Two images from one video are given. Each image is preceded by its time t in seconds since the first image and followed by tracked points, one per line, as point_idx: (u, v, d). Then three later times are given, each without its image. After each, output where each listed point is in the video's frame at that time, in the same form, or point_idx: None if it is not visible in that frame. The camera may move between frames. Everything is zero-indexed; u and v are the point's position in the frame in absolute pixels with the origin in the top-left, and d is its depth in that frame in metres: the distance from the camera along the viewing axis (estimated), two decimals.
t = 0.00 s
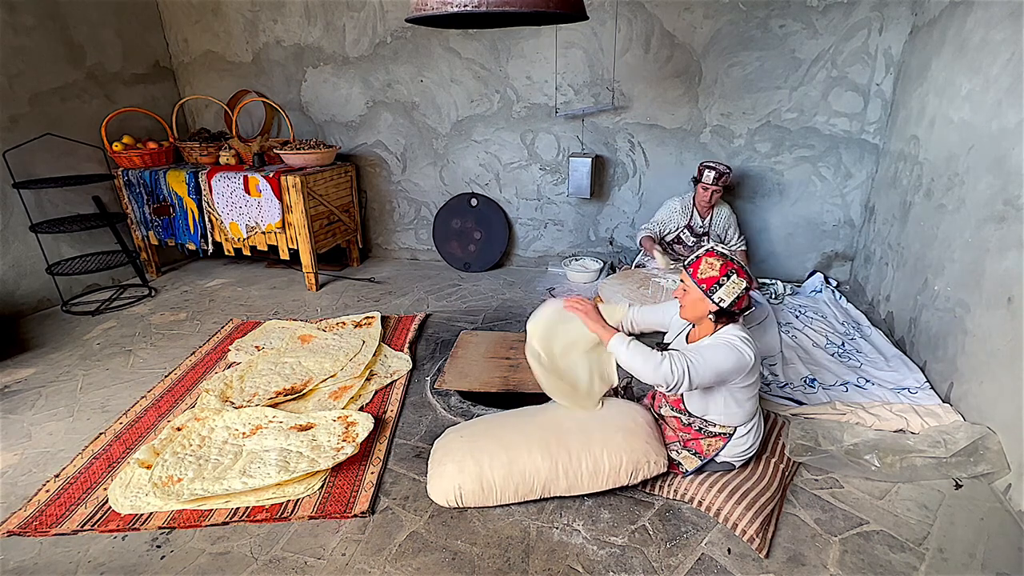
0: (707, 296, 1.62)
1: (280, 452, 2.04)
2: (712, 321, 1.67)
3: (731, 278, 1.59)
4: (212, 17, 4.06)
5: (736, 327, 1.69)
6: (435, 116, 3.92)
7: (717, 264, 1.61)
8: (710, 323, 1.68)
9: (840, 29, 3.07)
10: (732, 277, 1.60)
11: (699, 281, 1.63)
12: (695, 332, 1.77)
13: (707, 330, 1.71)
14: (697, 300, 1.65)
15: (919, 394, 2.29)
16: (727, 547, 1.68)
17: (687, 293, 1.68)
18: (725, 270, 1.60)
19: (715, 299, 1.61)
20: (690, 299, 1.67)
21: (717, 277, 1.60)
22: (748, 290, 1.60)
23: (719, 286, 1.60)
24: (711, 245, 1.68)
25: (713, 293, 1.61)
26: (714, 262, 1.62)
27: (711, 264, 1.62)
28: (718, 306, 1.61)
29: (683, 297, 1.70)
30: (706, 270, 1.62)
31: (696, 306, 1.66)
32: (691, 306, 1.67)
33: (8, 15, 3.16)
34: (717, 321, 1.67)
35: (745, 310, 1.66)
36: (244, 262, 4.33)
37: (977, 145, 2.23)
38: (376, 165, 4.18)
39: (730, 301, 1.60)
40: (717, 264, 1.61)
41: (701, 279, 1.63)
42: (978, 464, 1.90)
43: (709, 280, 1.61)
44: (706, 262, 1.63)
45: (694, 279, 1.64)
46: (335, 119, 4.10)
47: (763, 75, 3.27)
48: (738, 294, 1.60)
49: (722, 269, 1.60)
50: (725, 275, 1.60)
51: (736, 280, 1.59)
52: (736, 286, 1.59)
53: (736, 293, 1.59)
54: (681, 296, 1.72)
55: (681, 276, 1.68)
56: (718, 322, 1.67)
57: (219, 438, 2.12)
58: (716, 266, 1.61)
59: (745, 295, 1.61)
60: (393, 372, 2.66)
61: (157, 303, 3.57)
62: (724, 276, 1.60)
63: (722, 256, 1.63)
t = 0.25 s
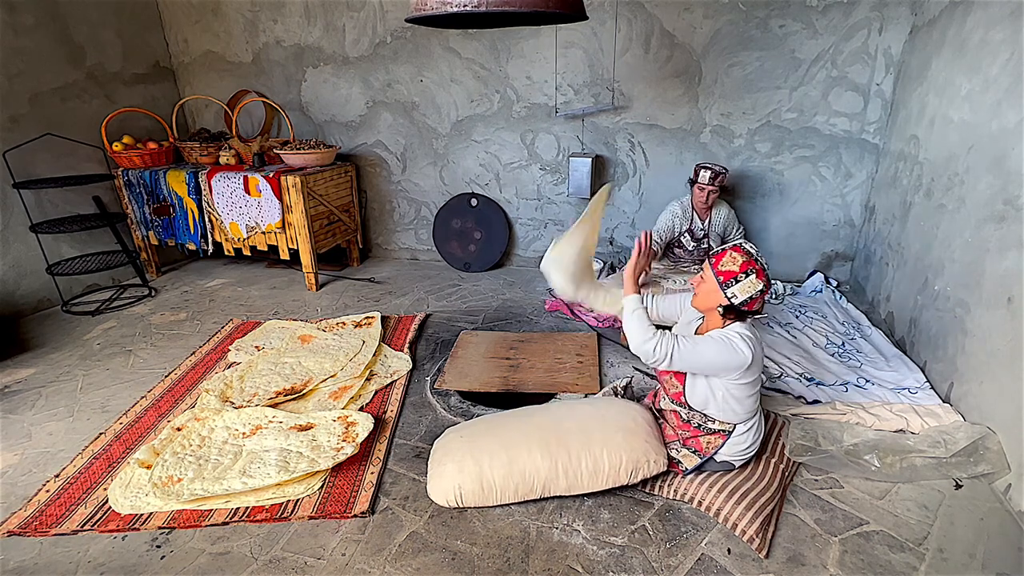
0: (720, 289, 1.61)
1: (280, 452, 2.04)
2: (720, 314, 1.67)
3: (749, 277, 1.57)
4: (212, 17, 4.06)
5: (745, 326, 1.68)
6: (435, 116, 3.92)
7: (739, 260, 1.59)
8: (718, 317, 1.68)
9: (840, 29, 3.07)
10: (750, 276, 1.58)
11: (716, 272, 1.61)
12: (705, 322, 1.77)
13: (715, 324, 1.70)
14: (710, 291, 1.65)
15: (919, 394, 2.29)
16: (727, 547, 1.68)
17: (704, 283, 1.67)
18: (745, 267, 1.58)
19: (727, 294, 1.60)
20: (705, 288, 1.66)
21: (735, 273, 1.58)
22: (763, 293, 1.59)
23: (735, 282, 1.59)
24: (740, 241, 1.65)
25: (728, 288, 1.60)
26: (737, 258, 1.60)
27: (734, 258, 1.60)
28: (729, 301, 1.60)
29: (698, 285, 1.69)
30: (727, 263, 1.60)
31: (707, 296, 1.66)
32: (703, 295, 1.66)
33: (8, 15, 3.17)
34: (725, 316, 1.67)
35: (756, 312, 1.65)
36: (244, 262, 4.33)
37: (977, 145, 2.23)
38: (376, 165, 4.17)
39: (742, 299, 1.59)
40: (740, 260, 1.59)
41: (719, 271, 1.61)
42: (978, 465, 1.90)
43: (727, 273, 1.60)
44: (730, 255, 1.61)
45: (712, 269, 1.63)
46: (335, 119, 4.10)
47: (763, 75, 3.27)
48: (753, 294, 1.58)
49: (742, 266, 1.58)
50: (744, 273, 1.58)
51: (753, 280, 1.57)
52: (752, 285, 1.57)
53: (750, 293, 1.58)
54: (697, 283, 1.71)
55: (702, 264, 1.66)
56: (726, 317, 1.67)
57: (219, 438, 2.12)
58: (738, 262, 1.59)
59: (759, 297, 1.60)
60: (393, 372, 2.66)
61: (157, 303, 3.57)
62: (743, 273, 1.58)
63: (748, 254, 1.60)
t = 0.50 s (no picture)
0: (730, 290, 1.62)
1: (279, 452, 2.04)
2: (729, 315, 1.68)
3: (755, 272, 1.60)
4: (212, 17, 4.06)
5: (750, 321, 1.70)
6: (435, 116, 3.92)
7: (741, 258, 1.61)
8: (724, 318, 1.69)
9: (840, 29, 3.07)
10: (756, 271, 1.61)
11: (723, 275, 1.62)
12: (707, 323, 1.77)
13: (719, 324, 1.71)
14: (718, 294, 1.65)
15: (919, 395, 2.29)
16: (726, 547, 1.68)
17: (708, 287, 1.66)
18: (749, 264, 1.61)
19: (739, 292, 1.61)
20: (711, 292, 1.66)
21: (742, 271, 1.60)
22: (768, 284, 1.63)
23: (743, 280, 1.60)
24: (731, 240, 1.68)
25: (738, 287, 1.61)
26: (739, 256, 1.62)
27: (736, 258, 1.62)
28: (741, 299, 1.61)
29: (702, 292, 1.68)
30: (730, 264, 1.61)
31: (716, 300, 1.66)
32: (711, 300, 1.66)
33: (8, 15, 3.17)
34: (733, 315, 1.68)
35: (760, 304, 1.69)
36: (244, 262, 4.33)
37: (977, 145, 2.23)
38: (376, 165, 4.18)
39: (752, 294, 1.61)
40: (743, 258, 1.61)
41: (725, 273, 1.62)
42: (977, 464, 1.90)
43: (734, 273, 1.61)
44: (731, 255, 1.62)
45: (718, 273, 1.63)
46: (335, 119, 4.11)
47: (763, 75, 3.26)
48: (759, 288, 1.62)
49: (747, 264, 1.61)
50: (750, 269, 1.60)
51: (759, 274, 1.61)
52: (759, 279, 1.61)
53: (759, 288, 1.61)
54: (698, 289, 1.70)
55: (703, 270, 1.66)
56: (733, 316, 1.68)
57: (219, 438, 2.12)
58: (742, 260, 1.61)
59: (764, 289, 1.64)
60: (393, 372, 2.66)
61: (157, 303, 3.57)
62: (749, 270, 1.60)
63: (745, 250, 1.63)
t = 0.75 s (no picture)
0: (723, 293, 1.62)
1: (279, 452, 2.04)
2: (723, 316, 1.68)
3: (745, 272, 1.60)
4: (212, 17, 4.06)
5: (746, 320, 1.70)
6: (435, 116, 3.92)
7: (729, 260, 1.61)
8: (718, 319, 1.70)
9: (840, 28, 3.07)
10: (745, 271, 1.61)
11: (713, 280, 1.62)
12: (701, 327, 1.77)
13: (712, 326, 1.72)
14: (711, 298, 1.65)
15: (919, 395, 2.29)
16: (726, 548, 1.68)
17: (699, 292, 1.66)
18: (737, 264, 1.61)
19: (732, 294, 1.61)
20: (703, 297, 1.66)
21: (731, 273, 1.60)
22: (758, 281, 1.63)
23: (734, 281, 1.61)
24: (713, 241, 1.68)
25: (730, 289, 1.61)
26: (725, 258, 1.62)
27: (723, 260, 1.61)
28: (735, 300, 1.62)
29: (694, 298, 1.68)
30: (718, 267, 1.61)
31: (709, 304, 1.66)
32: (704, 305, 1.66)
33: (8, 15, 3.17)
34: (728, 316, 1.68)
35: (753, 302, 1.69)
36: (244, 262, 4.33)
37: (977, 145, 2.23)
38: (376, 165, 4.18)
39: (745, 293, 1.62)
40: (730, 260, 1.60)
41: (715, 277, 1.62)
42: (977, 464, 1.90)
43: (724, 276, 1.61)
44: (717, 258, 1.62)
45: (708, 278, 1.63)
46: (335, 119, 4.11)
47: (763, 74, 3.26)
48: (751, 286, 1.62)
49: (735, 265, 1.60)
50: (739, 270, 1.60)
51: (748, 273, 1.61)
52: (750, 278, 1.61)
53: (751, 286, 1.61)
54: (690, 295, 1.71)
55: (692, 276, 1.66)
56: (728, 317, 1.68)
57: (219, 438, 2.12)
58: (729, 262, 1.61)
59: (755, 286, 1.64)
60: (393, 372, 2.66)
61: (157, 303, 3.57)
62: (739, 271, 1.60)
63: (731, 251, 1.63)
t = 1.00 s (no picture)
0: (725, 294, 1.61)
1: (279, 452, 2.04)
2: (727, 316, 1.67)
3: (748, 274, 1.58)
4: (212, 17, 4.06)
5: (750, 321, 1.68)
6: (435, 116, 3.92)
7: (732, 261, 1.59)
8: (723, 319, 1.69)
9: (840, 28, 3.07)
10: (748, 273, 1.58)
11: (715, 280, 1.61)
12: (706, 325, 1.77)
13: (717, 325, 1.71)
14: (713, 298, 1.64)
15: (919, 395, 2.28)
16: (726, 548, 1.68)
17: (702, 292, 1.66)
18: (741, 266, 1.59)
19: (733, 296, 1.60)
20: (705, 297, 1.65)
21: (734, 275, 1.58)
22: (762, 283, 1.60)
23: (736, 282, 1.59)
24: (720, 241, 1.65)
25: (731, 290, 1.59)
26: (729, 259, 1.59)
27: (726, 261, 1.59)
28: (737, 302, 1.60)
29: (697, 296, 1.68)
30: (722, 268, 1.60)
31: (712, 304, 1.66)
32: (706, 304, 1.66)
33: (8, 15, 3.17)
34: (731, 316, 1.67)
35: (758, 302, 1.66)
36: (245, 262, 4.34)
37: (976, 145, 2.23)
38: (376, 165, 4.18)
39: (747, 295, 1.60)
40: (733, 261, 1.58)
41: (717, 278, 1.61)
42: (977, 464, 1.90)
43: (726, 277, 1.59)
44: (721, 259, 1.60)
45: (710, 278, 1.62)
46: (335, 119, 4.11)
47: (763, 74, 3.26)
48: (754, 288, 1.60)
49: (738, 266, 1.58)
50: (742, 272, 1.58)
51: (752, 275, 1.58)
52: (753, 281, 1.58)
53: (753, 288, 1.59)
54: (693, 294, 1.70)
55: (695, 275, 1.65)
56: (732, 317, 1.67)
57: (219, 438, 2.12)
58: (732, 264, 1.59)
59: (759, 288, 1.61)
60: (393, 372, 2.66)
61: (157, 303, 3.57)
62: (741, 273, 1.58)
63: (735, 252, 1.60)
